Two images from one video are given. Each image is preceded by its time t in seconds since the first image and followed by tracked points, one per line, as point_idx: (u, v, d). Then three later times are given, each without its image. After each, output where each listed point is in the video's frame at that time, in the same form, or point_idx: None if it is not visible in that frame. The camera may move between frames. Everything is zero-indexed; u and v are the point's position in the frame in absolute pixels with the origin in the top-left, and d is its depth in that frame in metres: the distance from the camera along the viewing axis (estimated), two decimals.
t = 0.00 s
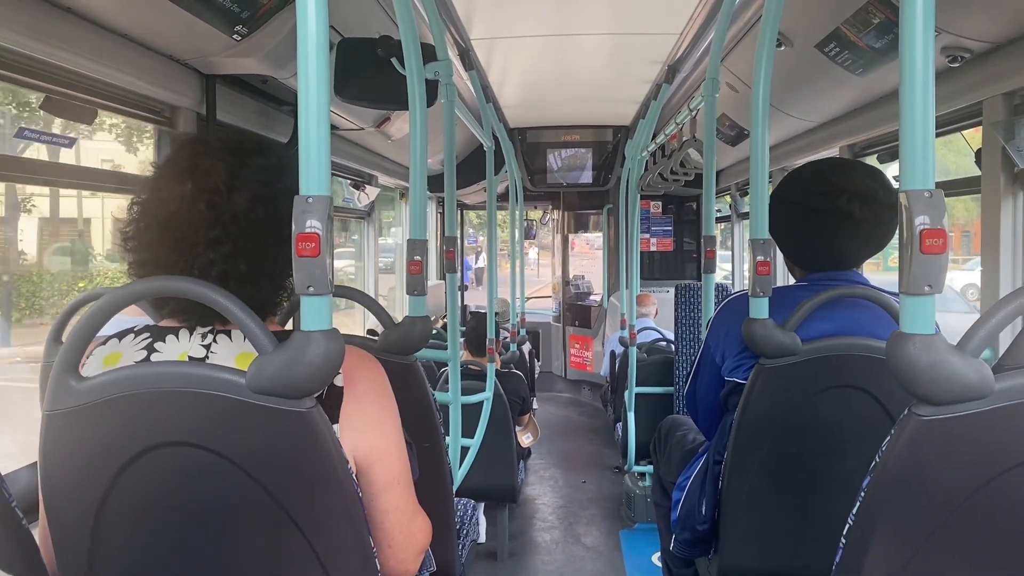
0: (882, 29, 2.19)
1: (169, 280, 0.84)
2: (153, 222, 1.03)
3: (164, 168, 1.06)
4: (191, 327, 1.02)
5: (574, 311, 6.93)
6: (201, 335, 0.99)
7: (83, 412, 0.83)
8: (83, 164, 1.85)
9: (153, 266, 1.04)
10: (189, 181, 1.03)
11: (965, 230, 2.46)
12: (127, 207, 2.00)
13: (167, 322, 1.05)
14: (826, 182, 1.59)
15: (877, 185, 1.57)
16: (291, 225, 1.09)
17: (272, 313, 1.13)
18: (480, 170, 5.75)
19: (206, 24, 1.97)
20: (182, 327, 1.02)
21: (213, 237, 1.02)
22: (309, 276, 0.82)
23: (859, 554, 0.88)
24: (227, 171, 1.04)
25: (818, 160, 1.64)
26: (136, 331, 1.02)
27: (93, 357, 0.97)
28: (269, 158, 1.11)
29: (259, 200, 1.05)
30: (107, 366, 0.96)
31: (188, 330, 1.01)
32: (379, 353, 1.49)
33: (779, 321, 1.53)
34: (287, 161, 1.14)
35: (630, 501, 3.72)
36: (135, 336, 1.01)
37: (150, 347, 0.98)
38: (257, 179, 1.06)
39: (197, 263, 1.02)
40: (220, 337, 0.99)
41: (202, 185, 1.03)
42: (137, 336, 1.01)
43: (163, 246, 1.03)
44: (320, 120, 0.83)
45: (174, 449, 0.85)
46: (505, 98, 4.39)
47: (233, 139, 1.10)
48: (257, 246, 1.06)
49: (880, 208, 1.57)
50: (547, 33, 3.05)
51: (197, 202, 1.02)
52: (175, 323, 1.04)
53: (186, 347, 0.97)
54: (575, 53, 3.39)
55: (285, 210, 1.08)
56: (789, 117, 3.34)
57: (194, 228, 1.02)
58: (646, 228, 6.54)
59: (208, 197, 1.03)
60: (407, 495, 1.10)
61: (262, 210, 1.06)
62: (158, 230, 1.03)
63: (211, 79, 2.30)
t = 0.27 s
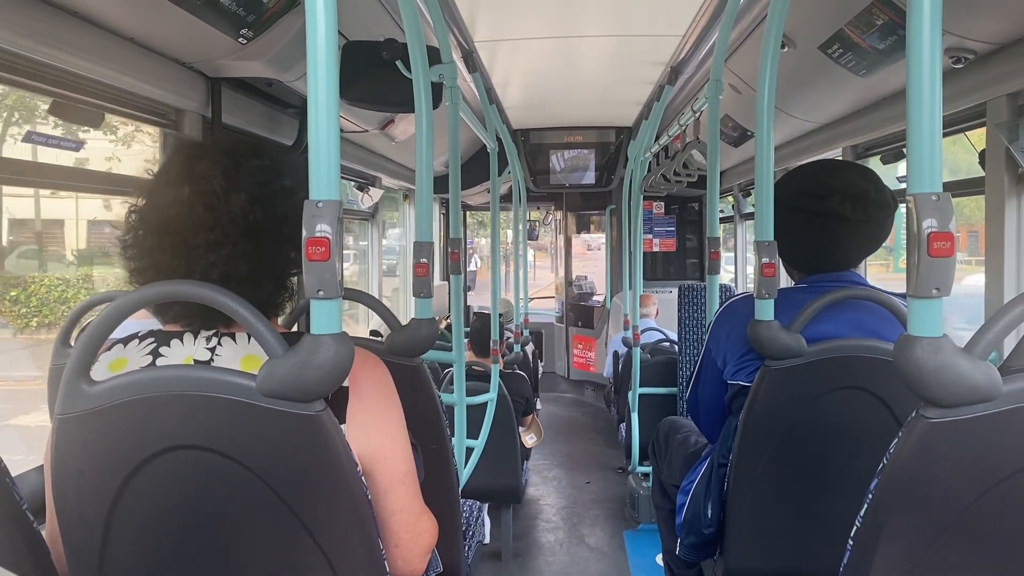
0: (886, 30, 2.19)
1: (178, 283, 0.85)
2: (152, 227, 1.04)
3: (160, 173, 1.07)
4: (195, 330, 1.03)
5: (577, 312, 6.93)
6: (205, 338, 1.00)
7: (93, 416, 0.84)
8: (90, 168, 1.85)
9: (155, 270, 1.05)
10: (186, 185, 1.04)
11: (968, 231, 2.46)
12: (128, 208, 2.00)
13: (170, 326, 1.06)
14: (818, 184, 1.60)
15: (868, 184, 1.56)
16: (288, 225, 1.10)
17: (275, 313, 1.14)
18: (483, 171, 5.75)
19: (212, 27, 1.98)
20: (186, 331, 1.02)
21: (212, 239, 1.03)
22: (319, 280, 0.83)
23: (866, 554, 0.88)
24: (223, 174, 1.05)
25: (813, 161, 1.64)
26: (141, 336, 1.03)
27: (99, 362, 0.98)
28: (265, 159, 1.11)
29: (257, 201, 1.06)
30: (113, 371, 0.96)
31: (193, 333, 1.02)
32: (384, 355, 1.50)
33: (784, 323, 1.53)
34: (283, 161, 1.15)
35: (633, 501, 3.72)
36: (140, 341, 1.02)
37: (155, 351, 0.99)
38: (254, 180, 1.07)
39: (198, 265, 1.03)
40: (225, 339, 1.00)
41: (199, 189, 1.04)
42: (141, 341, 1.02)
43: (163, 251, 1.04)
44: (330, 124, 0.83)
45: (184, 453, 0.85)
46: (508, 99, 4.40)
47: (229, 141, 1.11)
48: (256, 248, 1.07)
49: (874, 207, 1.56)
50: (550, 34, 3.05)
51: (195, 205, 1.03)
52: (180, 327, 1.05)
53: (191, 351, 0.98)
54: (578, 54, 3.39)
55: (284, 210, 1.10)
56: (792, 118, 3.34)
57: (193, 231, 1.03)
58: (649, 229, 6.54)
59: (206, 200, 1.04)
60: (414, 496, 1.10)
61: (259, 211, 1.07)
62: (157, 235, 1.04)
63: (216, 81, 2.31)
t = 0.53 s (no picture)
0: (891, 31, 2.19)
1: (185, 282, 0.85)
2: (155, 226, 1.04)
3: (162, 173, 1.07)
4: (201, 329, 1.03)
5: (580, 312, 6.93)
6: (212, 337, 1.00)
7: (99, 415, 0.84)
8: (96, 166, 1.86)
9: (161, 269, 1.05)
10: (189, 185, 1.04)
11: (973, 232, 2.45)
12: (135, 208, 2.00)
13: (175, 325, 1.06)
14: (828, 183, 1.60)
15: (877, 186, 1.57)
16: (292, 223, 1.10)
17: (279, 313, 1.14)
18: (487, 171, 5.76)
19: (217, 26, 1.98)
20: (193, 330, 1.03)
21: (218, 239, 1.03)
22: (325, 280, 0.83)
23: (871, 556, 0.88)
24: (227, 173, 1.05)
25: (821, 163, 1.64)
26: (147, 335, 1.03)
27: (105, 361, 0.98)
28: (267, 157, 1.11)
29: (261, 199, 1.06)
30: (120, 369, 0.97)
31: (200, 332, 1.02)
32: (388, 355, 1.50)
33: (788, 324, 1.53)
34: (285, 159, 1.15)
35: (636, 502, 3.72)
36: (147, 340, 1.02)
37: (162, 350, 0.99)
38: (257, 179, 1.07)
39: (203, 264, 1.03)
40: (232, 338, 1.00)
41: (203, 188, 1.03)
42: (148, 340, 1.02)
43: (167, 250, 1.04)
44: (335, 124, 0.84)
45: (189, 451, 0.85)
46: (512, 99, 4.40)
47: (232, 140, 1.11)
48: (261, 246, 1.07)
49: (883, 209, 1.56)
50: (554, 34, 3.05)
51: (200, 205, 1.03)
52: (185, 326, 1.05)
53: (197, 350, 0.98)
54: (583, 54, 3.39)
55: (288, 208, 1.10)
56: (796, 119, 3.33)
57: (198, 230, 1.03)
58: (652, 229, 6.54)
59: (210, 199, 1.04)
60: (418, 496, 1.10)
61: (264, 209, 1.07)
62: (161, 235, 1.04)
63: (221, 80, 2.32)
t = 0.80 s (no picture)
0: (891, 30, 2.18)
1: (183, 285, 0.85)
2: (163, 225, 1.05)
3: (175, 173, 1.08)
4: (203, 332, 1.03)
5: (583, 313, 6.93)
6: (213, 340, 1.01)
7: (99, 418, 0.85)
8: (96, 169, 1.87)
9: (166, 269, 1.05)
10: (199, 186, 1.05)
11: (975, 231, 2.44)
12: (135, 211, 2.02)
13: (177, 328, 1.07)
14: (834, 181, 1.59)
15: (884, 186, 1.57)
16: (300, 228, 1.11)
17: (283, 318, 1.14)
18: (488, 173, 5.76)
19: (217, 29, 1.99)
20: (194, 332, 1.03)
21: (225, 241, 1.04)
22: (322, 282, 0.83)
23: (870, 556, 0.88)
24: (238, 176, 1.06)
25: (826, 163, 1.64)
26: (150, 338, 1.04)
27: (106, 364, 0.99)
28: (280, 163, 1.12)
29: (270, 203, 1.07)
30: (120, 372, 0.97)
31: (201, 335, 1.02)
32: (389, 357, 1.50)
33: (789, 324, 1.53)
34: (297, 164, 1.16)
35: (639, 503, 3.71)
36: (148, 343, 1.03)
37: (163, 353, 0.99)
38: (267, 183, 1.07)
39: (209, 266, 1.04)
40: (232, 342, 1.00)
41: (213, 190, 1.04)
42: (150, 342, 1.03)
43: (174, 249, 1.05)
44: (333, 129, 0.84)
45: (189, 454, 0.86)
46: (513, 101, 4.40)
47: (246, 145, 1.12)
48: (267, 250, 1.07)
49: (888, 209, 1.56)
50: (554, 36, 3.05)
51: (208, 206, 1.04)
52: (187, 328, 1.06)
53: (198, 353, 0.99)
54: (583, 56, 3.39)
55: (297, 213, 1.10)
56: (798, 119, 3.33)
57: (205, 232, 1.04)
58: (654, 230, 6.53)
59: (219, 201, 1.04)
60: (417, 498, 1.10)
61: (272, 213, 1.07)
62: (169, 234, 1.05)
63: (221, 84, 2.33)
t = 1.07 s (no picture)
0: (897, 30, 2.18)
1: (190, 286, 0.85)
2: (165, 226, 1.05)
3: (174, 175, 1.08)
4: (209, 333, 1.03)
5: (586, 314, 6.93)
6: (219, 341, 1.01)
7: (108, 419, 0.85)
8: (101, 171, 1.87)
9: (168, 270, 1.05)
10: (200, 186, 1.05)
11: (981, 231, 2.43)
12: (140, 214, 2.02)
13: (184, 330, 1.07)
14: (829, 182, 1.60)
15: (880, 184, 1.56)
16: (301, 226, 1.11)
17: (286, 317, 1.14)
18: (491, 174, 5.77)
19: (222, 31, 2.00)
20: (200, 334, 1.03)
21: (227, 241, 1.04)
22: (334, 283, 0.83)
23: (882, 557, 0.88)
24: (238, 176, 1.06)
25: (826, 164, 1.64)
26: (155, 340, 1.04)
27: (113, 366, 0.98)
28: (279, 162, 1.13)
29: (271, 202, 1.07)
30: (127, 374, 0.97)
31: (207, 336, 1.03)
32: (396, 358, 1.50)
33: (795, 324, 1.53)
34: (298, 164, 1.16)
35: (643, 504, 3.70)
36: (154, 345, 1.03)
37: (170, 354, 0.99)
38: (267, 181, 1.08)
39: (212, 266, 1.04)
40: (238, 342, 1.00)
41: (214, 190, 1.05)
42: (155, 345, 1.02)
43: (177, 250, 1.04)
44: (342, 130, 0.84)
45: (198, 456, 0.86)
46: (516, 102, 4.41)
47: (245, 145, 1.12)
48: (270, 248, 1.07)
49: (885, 209, 1.55)
50: (558, 37, 3.06)
51: (209, 207, 1.04)
52: (193, 330, 1.06)
53: (205, 354, 0.99)
54: (587, 56, 3.39)
55: (299, 211, 1.10)
56: (802, 119, 3.32)
57: (208, 232, 1.04)
58: (657, 230, 6.52)
59: (220, 200, 1.04)
60: (426, 499, 1.10)
61: (274, 212, 1.07)
62: (171, 235, 1.04)
63: (226, 85, 2.33)
